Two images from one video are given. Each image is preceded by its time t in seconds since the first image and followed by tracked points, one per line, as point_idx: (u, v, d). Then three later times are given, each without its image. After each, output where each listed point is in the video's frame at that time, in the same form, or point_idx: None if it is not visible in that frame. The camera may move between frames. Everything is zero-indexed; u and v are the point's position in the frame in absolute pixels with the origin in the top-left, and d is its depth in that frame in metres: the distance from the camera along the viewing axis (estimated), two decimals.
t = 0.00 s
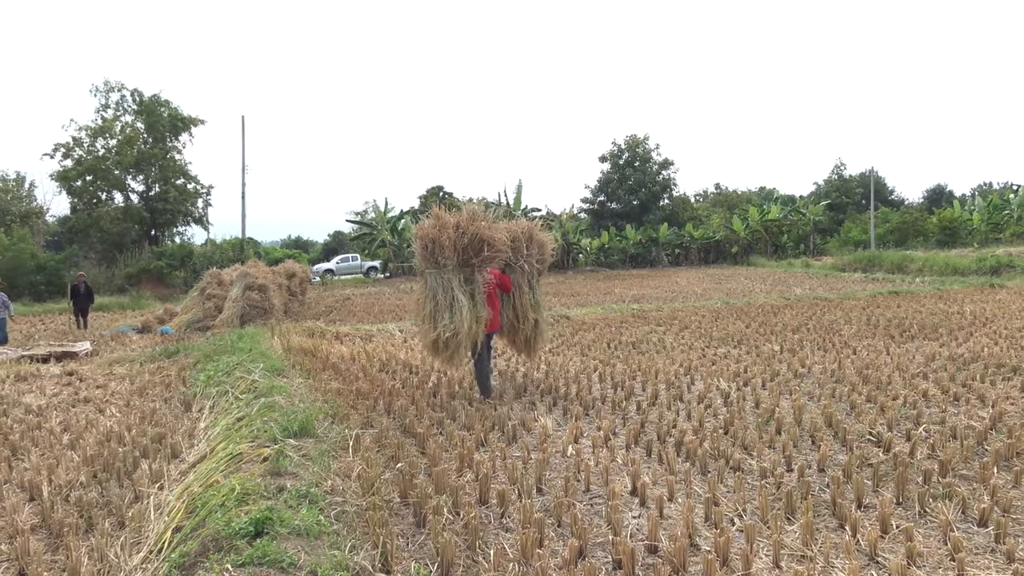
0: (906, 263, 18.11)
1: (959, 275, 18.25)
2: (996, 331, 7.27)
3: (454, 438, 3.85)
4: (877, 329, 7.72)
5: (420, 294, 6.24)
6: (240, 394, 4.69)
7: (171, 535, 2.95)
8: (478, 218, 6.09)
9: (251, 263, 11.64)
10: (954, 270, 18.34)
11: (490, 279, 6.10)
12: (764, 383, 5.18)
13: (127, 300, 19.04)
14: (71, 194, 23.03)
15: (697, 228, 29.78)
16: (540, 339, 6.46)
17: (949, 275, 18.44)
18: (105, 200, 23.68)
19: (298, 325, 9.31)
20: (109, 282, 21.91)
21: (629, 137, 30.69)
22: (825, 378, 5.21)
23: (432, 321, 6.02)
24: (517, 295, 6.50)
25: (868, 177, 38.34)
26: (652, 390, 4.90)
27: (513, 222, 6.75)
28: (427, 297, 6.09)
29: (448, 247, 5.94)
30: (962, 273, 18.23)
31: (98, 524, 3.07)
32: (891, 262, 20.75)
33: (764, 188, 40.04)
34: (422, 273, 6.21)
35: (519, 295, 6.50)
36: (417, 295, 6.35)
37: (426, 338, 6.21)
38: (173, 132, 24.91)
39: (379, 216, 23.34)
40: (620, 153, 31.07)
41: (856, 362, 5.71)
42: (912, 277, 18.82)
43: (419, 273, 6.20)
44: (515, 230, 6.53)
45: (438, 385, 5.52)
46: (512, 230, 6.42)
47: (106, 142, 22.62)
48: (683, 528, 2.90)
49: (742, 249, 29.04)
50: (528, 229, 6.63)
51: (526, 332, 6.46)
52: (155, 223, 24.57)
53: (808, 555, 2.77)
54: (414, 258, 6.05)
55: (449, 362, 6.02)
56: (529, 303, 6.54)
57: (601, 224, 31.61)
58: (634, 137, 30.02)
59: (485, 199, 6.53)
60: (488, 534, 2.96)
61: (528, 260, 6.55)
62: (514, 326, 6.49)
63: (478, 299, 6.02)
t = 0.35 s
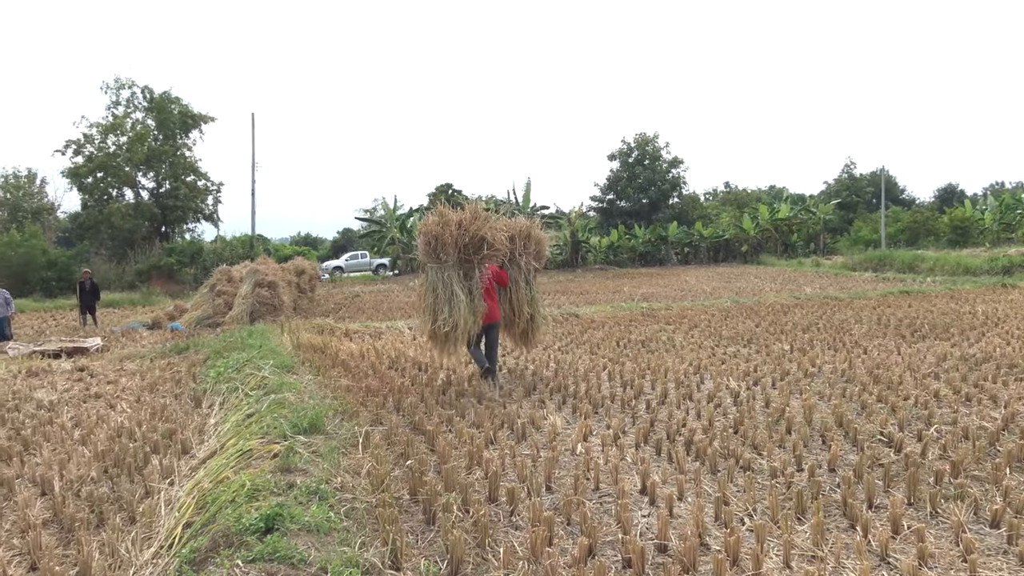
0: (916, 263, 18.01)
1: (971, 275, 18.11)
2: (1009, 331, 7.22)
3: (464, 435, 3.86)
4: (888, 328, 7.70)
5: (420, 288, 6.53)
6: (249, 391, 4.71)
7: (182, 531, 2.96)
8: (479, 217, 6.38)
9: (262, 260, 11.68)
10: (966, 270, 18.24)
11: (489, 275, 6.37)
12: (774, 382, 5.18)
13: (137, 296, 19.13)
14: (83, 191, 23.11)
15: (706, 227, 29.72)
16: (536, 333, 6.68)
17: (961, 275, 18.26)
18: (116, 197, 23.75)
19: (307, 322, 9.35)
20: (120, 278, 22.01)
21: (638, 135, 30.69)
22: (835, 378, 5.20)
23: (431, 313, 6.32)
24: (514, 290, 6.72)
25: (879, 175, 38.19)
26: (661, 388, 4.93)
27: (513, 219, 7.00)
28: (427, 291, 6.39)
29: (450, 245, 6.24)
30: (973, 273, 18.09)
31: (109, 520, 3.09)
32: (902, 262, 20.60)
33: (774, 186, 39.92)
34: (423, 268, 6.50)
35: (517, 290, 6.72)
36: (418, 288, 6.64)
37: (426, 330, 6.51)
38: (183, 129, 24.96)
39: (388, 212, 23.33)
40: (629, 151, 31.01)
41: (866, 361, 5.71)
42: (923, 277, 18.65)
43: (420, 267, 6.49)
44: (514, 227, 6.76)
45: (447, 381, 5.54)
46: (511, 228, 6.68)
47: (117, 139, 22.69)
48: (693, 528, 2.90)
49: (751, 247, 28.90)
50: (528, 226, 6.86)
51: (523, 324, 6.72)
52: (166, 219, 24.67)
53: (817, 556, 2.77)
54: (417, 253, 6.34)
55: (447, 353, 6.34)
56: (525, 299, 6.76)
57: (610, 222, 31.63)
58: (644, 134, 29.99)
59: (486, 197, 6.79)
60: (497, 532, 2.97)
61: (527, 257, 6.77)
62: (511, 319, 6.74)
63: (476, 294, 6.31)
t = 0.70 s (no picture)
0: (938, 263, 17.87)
1: (994, 275, 17.95)
2: None
3: (482, 433, 3.88)
4: (911, 329, 7.64)
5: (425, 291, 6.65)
6: (268, 387, 4.75)
7: (202, 525, 2.99)
8: (475, 217, 6.57)
9: (281, 258, 11.75)
10: (989, 270, 18.08)
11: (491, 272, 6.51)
12: (793, 381, 5.17)
13: (158, 293, 19.31)
14: (105, 189, 23.29)
15: (725, 225, 29.57)
16: (544, 326, 6.84)
17: (983, 275, 18.11)
18: (138, 194, 23.94)
19: (326, 319, 9.41)
20: (140, 275, 22.23)
21: (656, 133, 30.66)
22: (856, 378, 5.17)
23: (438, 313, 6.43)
24: (517, 287, 6.87)
25: (899, 174, 37.79)
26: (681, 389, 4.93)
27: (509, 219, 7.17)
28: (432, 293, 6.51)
29: (449, 245, 6.39)
30: (996, 273, 17.94)
31: (131, 514, 3.13)
32: (923, 262, 20.43)
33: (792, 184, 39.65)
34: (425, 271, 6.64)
35: (520, 286, 6.86)
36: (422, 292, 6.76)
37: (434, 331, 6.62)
38: (204, 127, 25.07)
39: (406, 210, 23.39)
40: (648, 150, 30.99)
41: (889, 362, 5.68)
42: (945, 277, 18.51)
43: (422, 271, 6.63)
44: (511, 226, 6.93)
45: (465, 379, 5.56)
46: (507, 227, 6.87)
47: (138, 137, 22.84)
48: (712, 528, 2.89)
49: (770, 246, 28.73)
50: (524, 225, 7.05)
51: (529, 319, 6.87)
52: (185, 216, 24.87)
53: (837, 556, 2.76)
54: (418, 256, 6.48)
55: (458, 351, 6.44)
56: (530, 295, 6.93)
57: (628, 221, 31.56)
58: (664, 133, 29.95)
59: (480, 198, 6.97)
60: (516, 530, 2.98)
61: (526, 253, 6.95)
62: (516, 315, 6.87)
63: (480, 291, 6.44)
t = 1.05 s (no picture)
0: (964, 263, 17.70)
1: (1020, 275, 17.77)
2: None
3: (503, 432, 3.89)
4: (937, 329, 7.56)
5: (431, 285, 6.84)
6: (290, 384, 4.79)
7: (226, 521, 3.01)
8: (478, 213, 6.76)
9: (303, 256, 11.83)
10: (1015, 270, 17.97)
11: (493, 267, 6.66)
12: (816, 381, 5.14)
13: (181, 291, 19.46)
14: (129, 187, 23.48)
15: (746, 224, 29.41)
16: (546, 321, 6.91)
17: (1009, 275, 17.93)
18: (161, 192, 24.15)
19: (347, 317, 9.48)
20: (164, 273, 22.47)
21: (678, 131, 30.51)
22: (882, 379, 5.12)
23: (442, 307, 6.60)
24: (519, 282, 6.99)
25: (924, 172, 37.43)
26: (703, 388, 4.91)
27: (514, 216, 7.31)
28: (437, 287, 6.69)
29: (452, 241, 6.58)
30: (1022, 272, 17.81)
31: (155, 510, 3.16)
32: (947, 263, 20.23)
33: (815, 183, 39.33)
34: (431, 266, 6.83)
35: (523, 282, 6.98)
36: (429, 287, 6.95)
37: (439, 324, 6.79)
38: (226, 126, 25.24)
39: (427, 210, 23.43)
40: (669, 148, 30.82)
41: (915, 363, 5.62)
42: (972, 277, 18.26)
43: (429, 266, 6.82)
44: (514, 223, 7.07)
45: (485, 378, 5.57)
46: (510, 223, 7.03)
47: (163, 137, 23.04)
48: (734, 529, 2.88)
49: (793, 245, 28.59)
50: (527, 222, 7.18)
51: (531, 314, 6.96)
52: (208, 214, 25.11)
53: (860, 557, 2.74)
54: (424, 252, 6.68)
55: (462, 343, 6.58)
56: (532, 289, 7.02)
57: (648, 219, 31.46)
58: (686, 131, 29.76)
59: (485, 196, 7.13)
60: (537, 529, 2.99)
61: (529, 249, 7.08)
62: (519, 310, 6.98)
63: (483, 285, 6.60)
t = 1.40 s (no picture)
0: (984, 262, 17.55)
1: None
2: None
3: (518, 431, 3.90)
4: (956, 328, 7.52)
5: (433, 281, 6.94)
6: (306, 383, 4.82)
7: (242, 520, 3.03)
8: (485, 216, 6.81)
9: (319, 256, 11.89)
10: None
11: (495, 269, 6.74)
12: (833, 381, 5.10)
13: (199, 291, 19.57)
14: (147, 188, 23.64)
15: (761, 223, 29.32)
16: (541, 323, 6.96)
17: None
18: (179, 193, 24.29)
19: (362, 317, 9.51)
20: (181, 273, 22.65)
21: (693, 130, 30.51)
22: (899, 379, 5.08)
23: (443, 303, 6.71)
24: (519, 285, 7.05)
25: (942, 171, 37.16)
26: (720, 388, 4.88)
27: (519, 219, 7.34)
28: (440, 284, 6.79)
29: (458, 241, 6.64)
30: None
31: (173, 508, 3.18)
32: (965, 261, 20.07)
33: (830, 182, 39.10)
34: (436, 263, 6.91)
35: (522, 284, 7.04)
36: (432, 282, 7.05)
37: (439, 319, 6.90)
38: (243, 127, 25.42)
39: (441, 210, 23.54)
40: (684, 147, 30.81)
41: (933, 362, 5.58)
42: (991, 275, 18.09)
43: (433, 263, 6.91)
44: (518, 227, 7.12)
45: (500, 377, 5.57)
46: (515, 227, 7.08)
47: (180, 137, 23.18)
48: (750, 529, 2.88)
49: (810, 244, 28.54)
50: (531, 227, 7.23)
51: (527, 316, 7.02)
52: (224, 214, 25.30)
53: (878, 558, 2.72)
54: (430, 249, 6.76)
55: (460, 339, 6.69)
56: (530, 292, 7.06)
57: (663, 219, 31.42)
58: (702, 129, 29.68)
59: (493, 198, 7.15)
60: (553, 529, 2.98)
61: (531, 254, 7.14)
62: (516, 311, 7.05)
63: (484, 285, 6.68)
